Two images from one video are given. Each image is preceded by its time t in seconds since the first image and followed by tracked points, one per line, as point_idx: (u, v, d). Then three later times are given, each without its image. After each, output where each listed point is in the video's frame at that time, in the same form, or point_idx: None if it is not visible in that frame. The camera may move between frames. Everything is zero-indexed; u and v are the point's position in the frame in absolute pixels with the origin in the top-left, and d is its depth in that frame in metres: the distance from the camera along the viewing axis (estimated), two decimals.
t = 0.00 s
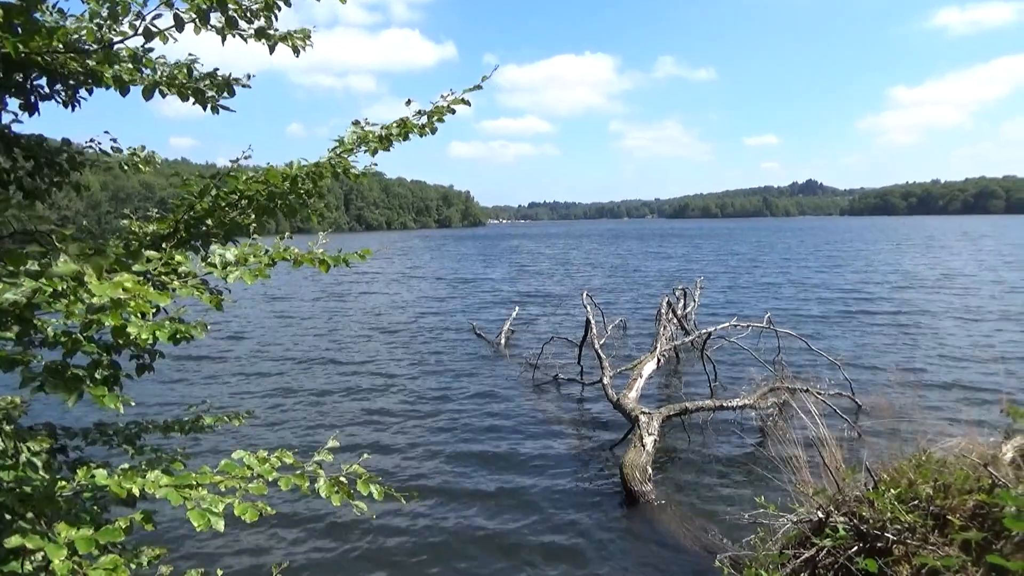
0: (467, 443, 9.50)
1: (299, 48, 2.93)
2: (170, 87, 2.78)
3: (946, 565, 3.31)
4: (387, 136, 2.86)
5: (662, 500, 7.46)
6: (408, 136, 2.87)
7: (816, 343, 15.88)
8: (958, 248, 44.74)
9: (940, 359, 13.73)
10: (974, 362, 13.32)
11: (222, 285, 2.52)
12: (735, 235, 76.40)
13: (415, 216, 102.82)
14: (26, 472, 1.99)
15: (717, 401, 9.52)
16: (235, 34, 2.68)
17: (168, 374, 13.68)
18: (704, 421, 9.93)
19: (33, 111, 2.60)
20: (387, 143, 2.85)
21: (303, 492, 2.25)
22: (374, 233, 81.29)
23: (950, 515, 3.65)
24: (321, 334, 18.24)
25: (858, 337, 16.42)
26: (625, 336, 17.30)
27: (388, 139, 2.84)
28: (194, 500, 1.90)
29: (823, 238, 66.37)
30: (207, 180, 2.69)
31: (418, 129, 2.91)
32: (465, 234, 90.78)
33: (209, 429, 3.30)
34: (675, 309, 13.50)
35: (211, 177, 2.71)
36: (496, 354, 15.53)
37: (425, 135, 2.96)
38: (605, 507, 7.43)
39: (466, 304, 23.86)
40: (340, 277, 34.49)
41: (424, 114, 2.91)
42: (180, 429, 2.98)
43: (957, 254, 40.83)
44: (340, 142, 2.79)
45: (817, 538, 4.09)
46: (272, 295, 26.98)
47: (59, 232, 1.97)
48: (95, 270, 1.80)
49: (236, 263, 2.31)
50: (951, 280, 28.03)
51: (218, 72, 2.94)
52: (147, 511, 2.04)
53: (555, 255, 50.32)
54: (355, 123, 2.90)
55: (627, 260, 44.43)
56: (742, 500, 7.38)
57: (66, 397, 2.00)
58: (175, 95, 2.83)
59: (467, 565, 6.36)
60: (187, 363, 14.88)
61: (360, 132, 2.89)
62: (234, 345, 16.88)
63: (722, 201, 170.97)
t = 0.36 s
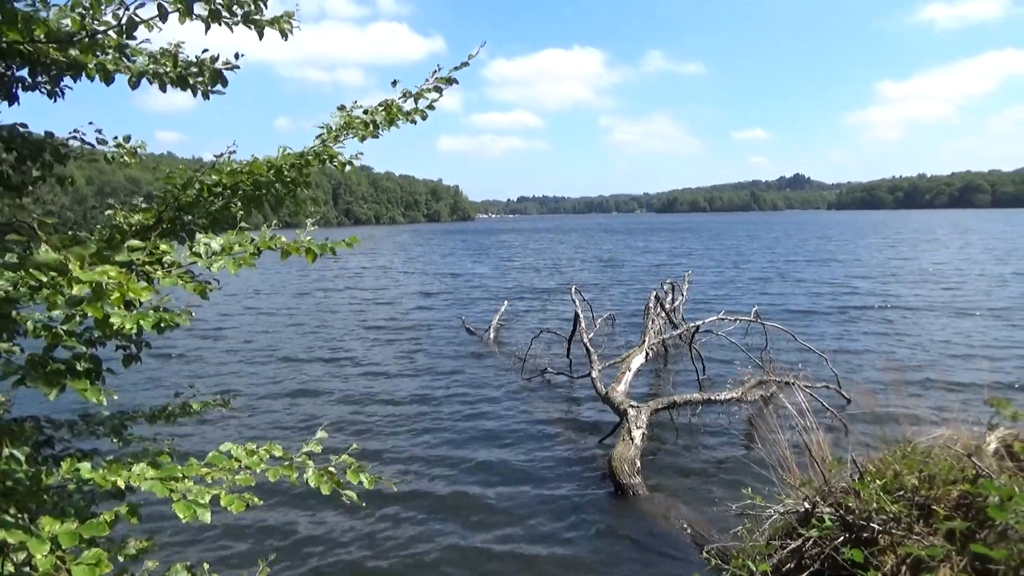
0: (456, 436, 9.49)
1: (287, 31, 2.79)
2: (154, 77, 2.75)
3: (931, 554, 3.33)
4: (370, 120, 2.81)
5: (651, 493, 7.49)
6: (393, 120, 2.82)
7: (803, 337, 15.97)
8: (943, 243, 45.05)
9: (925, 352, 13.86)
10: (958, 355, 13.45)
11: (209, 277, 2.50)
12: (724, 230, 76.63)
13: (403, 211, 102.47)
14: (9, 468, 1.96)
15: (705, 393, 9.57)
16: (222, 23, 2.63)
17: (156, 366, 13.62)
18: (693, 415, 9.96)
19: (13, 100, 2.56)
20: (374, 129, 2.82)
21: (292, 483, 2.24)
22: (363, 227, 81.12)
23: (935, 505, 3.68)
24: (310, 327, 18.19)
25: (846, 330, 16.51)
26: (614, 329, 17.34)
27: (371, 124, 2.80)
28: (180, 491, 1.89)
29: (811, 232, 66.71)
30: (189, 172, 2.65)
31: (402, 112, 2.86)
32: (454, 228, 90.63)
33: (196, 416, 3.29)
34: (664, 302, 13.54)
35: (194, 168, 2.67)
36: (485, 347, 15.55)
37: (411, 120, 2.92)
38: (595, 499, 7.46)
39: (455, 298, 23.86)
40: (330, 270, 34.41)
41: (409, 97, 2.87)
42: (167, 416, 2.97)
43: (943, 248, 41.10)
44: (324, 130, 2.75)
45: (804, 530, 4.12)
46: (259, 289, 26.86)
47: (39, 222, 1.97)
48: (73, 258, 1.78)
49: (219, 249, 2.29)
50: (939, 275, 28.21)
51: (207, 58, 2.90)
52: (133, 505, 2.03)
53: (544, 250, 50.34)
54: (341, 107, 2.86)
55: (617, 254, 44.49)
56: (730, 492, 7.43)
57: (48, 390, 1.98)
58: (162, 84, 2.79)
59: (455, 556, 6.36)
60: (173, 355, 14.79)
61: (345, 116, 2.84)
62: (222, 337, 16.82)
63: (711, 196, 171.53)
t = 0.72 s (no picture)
0: (446, 429, 9.49)
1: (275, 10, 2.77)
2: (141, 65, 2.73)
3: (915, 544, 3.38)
4: (356, 104, 2.80)
5: (640, 486, 7.53)
6: (378, 104, 2.83)
7: (792, 331, 16.06)
8: (931, 238, 45.29)
9: (913, 345, 13.96)
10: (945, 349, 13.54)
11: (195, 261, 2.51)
12: (713, 224, 76.81)
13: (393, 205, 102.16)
14: None
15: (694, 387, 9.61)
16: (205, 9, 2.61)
17: (143, 357, 13.56)
18: (682, 409, 10.01)
19: None
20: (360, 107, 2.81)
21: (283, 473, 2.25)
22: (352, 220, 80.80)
23: (919, 497, 3.72)
24: (298, 320, 18.13)
25: (833, 324, 16.61)
26: (603, 324, 17.37)
27: (356, 108, 2.79)
28: (166, 483, 1.89)
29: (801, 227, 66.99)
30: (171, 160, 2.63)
31: (388, 93, 2.86)
32: (444, 222, 90.44)
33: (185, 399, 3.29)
34: (653, 296, 13.58)
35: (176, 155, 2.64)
36: (475, 341, 15.56)
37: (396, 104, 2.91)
38: (584, 492, 7.50)
39: (445, 292, 23.84)
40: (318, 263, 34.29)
41: (394, 78, 2.86)
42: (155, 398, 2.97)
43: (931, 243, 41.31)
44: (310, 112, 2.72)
45: (791, 521, 4.15)
46: (248, 281, 26.77)
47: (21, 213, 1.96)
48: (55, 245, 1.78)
49: (204, 233, 2.31)
50: (925, 269, 28.41)
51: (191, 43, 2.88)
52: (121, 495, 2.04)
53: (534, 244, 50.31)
54: (325, 91, 2.84)
55: (606, 248, 44.55)
56: (718, 485, 7.47)
57: (33, 379, 1.98)
58: (148, 72, 2.79)
59: (445, 550, 6.37)
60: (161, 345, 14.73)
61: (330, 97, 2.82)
62: (210, 329, 16.73)
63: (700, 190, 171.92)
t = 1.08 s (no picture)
0: (437, 425, 9.48)
1: None
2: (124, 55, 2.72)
3: (902, 534, 3.41)
4: (339, 86, 2.78)
5: (630, 479, 7.56)
6: (362, 86, 2.79)
7: (781, 324, 16.12)
8: (920, 231, 45.51)
9: (901, 338, 14.05)
10: (933, 341, 13.64)
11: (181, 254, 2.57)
12: (703, 219, 76.99)
13: (383, 199, 102.17)
14: None
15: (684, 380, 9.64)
16: None
17: (130, 353, 13.48)
18: (672, 402, 10.05)
19: None
20: (344, 89, 2.79)
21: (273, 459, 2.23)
22: (341, 216, 80.52)
23: (906, 489, 3.75)
24: (287, 315, 18.06)
25: (822, 318, 16.69)
26: (593, 318, 17.39)
27: (339, 89, 2.78)
28: (154, 472, 1.87)
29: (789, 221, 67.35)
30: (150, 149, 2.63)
31: (370, 71, 2.85)
32: (434, 217, 90.30)
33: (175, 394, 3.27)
34: (644, 290, 13.61)
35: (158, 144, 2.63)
36: (465, 335, 15.56)
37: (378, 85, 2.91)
38: (574, 485, 7.52)
39: (434, 287, 23.81)
40: (307, 258, 34.15)
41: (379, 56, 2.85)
42: (145, 391, 2.95)
43: (920, 236, 41.54)
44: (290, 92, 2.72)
45: (779, 513, 4.17)
46: (238, 277, 26.68)
47: None
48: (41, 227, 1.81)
49: (185, 210, 2.30)
50: (912, 262, 28.58)
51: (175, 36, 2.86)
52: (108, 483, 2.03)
53: (524, 238, 50.27)
54: (309, 71, 2.82)
55: (595, 242, 44.57)
56: (708, 477, 7.50)
57: (7, 374, 1.97)
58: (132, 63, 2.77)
59: (436, 544, 6.37)
60: (150, 341, 14.68)
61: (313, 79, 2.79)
62: (198, 326, 16.64)
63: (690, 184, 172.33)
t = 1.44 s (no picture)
0: (429, 419, 9.49)
1: (247, 1, 2.80)
2: (114, 53, 2.71)
3: (891, 526, 3.45)
4: (323, 75, 2.77)
5: (621, 473, 7.58)
6: (349, 77, 2.78)
7: (772, 319, 16.20)
8: (909, 226, 45.70)
9: (890, 332, 14.13)
10: (922, 335, 13.73)
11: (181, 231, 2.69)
12: (694, 213, 77.06)
13: (374, 194, 101.92)
14: None
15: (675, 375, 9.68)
16: None
17: (121, 348, 13.43)
18: (663, 396, 10.08)
19: None
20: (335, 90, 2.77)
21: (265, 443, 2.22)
22: (332, 210, 80.35)
23: (894, 481, 3.79)
24: (278, 310, 18.04)
25: (812, 312, 16.79)
26: (585, 313, 17.43)
27: (325, 80, 2.75)
28: (142, 460, 1.86)
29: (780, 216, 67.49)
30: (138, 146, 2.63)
31: (359, 67, 2.85)
32: (425, 211, 90.09)
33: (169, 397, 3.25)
34: (635, 285, 13.65)
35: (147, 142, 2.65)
36: (457, 330, 15.58)
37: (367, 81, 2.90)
38: (566, 479, 7.56)
39: (425, 282, 23.81)
40: (298, 253, 34.09)
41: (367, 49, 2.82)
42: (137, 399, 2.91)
43: (909, 231, 41.76)
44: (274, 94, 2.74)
45: (769, 505, 4.18)
46: (228, 271, 26.59)
47: None
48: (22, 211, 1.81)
49: (165, 176, 2.42)
50: (900, 257, 28.77)
51: (164, 39, 2.86)
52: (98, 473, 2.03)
53: (516, 233, 50.26)
54: (299, 67, 2.80)
55: (586, 237, 44.63)
56: (698, 470, 7.55)
57: None
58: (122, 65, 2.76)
59: (429, 537, 6.39)
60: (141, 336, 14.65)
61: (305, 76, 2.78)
62: (188, 321, 16.60)
63: (681, 179, 172.73)
